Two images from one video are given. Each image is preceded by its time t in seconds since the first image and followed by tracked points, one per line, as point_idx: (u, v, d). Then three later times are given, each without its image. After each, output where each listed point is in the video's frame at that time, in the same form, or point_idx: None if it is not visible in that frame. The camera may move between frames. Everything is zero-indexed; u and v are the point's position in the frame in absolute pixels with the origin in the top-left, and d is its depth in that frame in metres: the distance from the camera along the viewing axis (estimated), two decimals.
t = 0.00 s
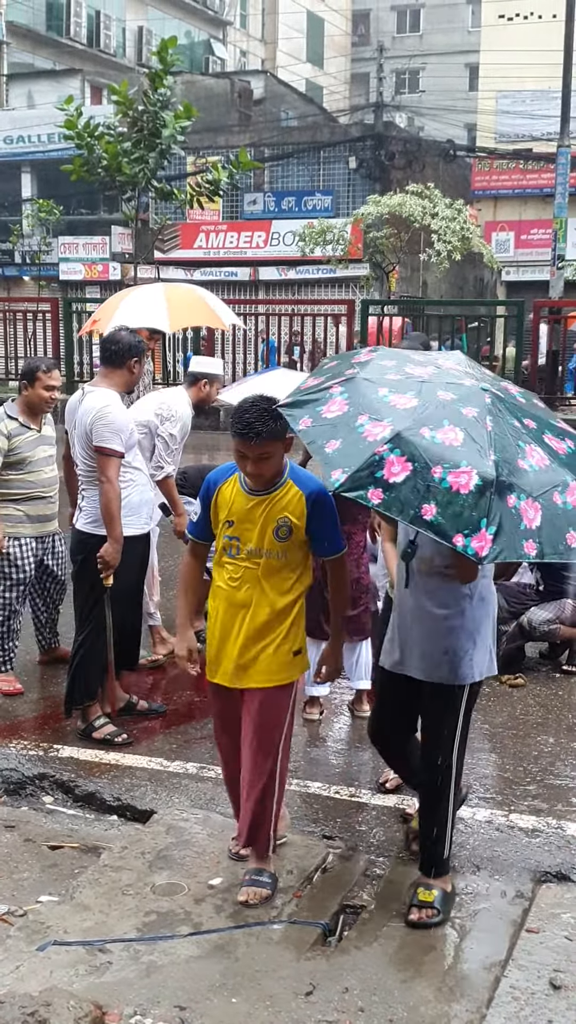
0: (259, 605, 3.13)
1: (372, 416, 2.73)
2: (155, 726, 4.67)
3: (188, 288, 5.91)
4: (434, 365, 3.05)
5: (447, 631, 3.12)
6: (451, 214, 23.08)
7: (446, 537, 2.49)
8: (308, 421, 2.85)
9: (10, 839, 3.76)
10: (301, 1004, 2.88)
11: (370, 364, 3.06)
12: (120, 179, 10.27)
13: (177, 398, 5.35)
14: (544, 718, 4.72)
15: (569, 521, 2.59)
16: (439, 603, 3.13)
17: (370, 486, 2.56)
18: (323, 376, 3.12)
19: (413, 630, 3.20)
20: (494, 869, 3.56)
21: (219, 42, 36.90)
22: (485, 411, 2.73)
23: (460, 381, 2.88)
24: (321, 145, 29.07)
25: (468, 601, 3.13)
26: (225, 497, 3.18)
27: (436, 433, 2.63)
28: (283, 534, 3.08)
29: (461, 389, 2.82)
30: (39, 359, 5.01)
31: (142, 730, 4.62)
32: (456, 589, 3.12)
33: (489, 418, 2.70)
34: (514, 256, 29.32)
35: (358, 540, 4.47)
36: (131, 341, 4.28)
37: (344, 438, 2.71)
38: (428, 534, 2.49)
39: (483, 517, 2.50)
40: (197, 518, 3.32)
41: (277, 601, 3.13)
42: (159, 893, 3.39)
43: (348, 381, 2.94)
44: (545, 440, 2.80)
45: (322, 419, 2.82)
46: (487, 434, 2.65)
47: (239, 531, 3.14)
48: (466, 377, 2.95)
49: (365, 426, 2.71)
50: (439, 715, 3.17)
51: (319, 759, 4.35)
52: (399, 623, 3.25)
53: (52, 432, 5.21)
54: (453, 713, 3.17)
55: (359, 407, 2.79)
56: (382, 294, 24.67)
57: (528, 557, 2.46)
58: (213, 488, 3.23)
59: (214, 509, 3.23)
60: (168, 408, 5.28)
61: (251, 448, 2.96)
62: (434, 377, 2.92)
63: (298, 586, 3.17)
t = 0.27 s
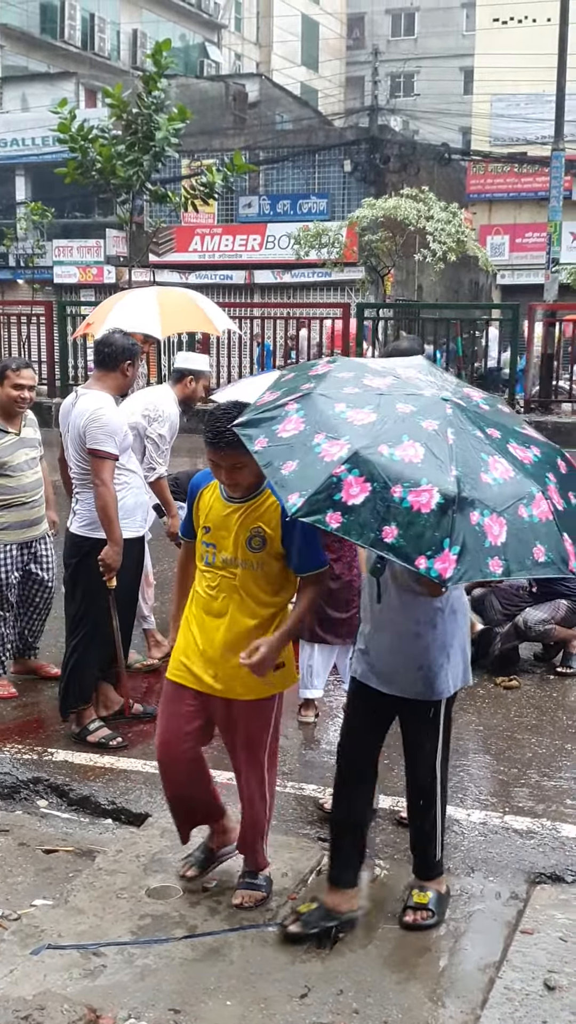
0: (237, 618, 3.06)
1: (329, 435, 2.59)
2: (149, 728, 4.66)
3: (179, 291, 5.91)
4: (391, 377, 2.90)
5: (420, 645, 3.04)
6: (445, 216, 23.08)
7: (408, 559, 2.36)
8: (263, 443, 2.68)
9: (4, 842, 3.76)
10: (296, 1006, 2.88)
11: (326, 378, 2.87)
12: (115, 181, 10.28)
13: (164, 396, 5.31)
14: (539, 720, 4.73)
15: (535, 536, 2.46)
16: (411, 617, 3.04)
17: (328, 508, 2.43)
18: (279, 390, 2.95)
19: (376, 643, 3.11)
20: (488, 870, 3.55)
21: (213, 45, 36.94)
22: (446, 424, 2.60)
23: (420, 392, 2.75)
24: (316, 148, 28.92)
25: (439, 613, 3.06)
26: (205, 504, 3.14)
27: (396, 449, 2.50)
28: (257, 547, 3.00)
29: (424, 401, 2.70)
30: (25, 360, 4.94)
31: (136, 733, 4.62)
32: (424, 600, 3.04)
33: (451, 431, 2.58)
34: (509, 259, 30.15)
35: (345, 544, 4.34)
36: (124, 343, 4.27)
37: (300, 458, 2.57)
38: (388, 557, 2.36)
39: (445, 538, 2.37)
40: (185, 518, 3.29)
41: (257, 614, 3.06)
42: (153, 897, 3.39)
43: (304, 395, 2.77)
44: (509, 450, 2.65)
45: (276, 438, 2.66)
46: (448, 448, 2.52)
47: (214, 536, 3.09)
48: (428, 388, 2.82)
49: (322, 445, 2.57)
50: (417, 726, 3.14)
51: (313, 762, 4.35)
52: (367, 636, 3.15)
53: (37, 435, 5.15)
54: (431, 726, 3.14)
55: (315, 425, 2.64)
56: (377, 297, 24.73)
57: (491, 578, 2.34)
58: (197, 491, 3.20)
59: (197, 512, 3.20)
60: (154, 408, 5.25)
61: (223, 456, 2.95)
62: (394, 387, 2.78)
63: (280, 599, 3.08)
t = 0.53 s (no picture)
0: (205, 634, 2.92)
1: (260, 449, 2.43)
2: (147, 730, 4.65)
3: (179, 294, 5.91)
4: (329, 383, 2.74)
5: (379, 664, 2.86)
6: (443, 218, 22.92)
7: (342, 582, 2.26)
8: (191, 458, 2.52)
9: (1, 846, 3.75)
10: (293, 1008, 2.87)
11: (258, 386, 2.69)
12: (111, 184, 10.11)
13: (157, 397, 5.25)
14: (536, 720, 4.73)
15: (473, 553, 2.34)
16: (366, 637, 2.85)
17: (259, 530, 2.30)
18: (213, 400, 2.77)
19: (327, 663, 2.90)
20: (485, 872, 3.54)
21: (210, 48, 36.92)
22: (382, 436, 2.47)
23: (358, 403, 2.61)
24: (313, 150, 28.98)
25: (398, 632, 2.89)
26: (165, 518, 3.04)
27: (330, 464, 2.37)
28: (217, 553, 2.88)
29: (361, 411, 2.55)
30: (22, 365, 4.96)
31: (132, 736, 4.61)
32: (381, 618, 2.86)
33: (389, 445, 2.45)
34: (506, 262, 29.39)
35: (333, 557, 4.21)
36: (119, 346, 4.26)
37: (230, 476, 2.42)
38: (322, 580, 2.26)
39: (381, 558, 2.26)
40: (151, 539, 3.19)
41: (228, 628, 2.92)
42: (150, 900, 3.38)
43: (237, 404, 2.60)
44: (446, 461, 2.50)
45: (205, 454, 2.51)
46: (384, 464, 2.39)
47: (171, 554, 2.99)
48: (365, 397, 2.68)
49: (254, 461, 2.42)
50: (387, 747, 2.97)
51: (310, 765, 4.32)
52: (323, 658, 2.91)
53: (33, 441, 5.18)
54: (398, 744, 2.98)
55: (246, 439, 2.48)
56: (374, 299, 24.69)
57: (429, 599, 2.23)
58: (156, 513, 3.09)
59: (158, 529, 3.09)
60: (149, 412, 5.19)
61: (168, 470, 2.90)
62: (329, 397, 2.64)
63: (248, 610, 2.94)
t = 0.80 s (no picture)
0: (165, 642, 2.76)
1: (180, 447, 2.45)
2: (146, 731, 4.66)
3: (179, 294, 5.93)
4: (260, 378, 2.73)
5: (328, 664, 2.77)
6: (441, 218, 22.75)
7: (263, 580, 2.23)
8: (112, 454, 2.54)
9: (0, 846, 3.75)
10: (291, 1009, 2.87)
11: (184, 385, 2.69)
12: (108, 185, 10.04)
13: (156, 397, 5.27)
14: (536, 722, 4.71)
15: (402, 550, 2.34)
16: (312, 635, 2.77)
17: (177, 528, 2.31)
18: (138, 397, 2.78)
19: (282, 671, 2.80)
20: (483, 872, 3.54)
21: (207, 49, 36.86)
22: (308, 432, 2.46)
23: (286, 398, 2.61)
24: (311, 150, 28.95)
25: (346, 630, 2.80)
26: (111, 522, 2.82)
27: (252, 460, 2.36)
28: (171, 557, 2.71)
29: (287, 408, 2.55)
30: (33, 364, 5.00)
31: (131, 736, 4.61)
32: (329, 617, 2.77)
33: (315, 440, 2.44)
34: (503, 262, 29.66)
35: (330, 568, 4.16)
36: (117, 346, 4.21)
37: (149, 473, 2.44)
38: (242, 579, 2.23)
39: (303, 555, 2.24)
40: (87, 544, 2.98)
41: (187, 635, 2.77)
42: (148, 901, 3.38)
43: (160, 401, 2.62)
44: (377, 459, 2.50)
45: (126, 450, 2.52)
46: (309, 460, 2.38)
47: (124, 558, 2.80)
48: (296, 393, 2.67)
49: (174, 458, 2.43)
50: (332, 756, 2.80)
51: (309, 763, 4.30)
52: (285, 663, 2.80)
53: (40, 443, 5.21)
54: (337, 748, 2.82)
55: (167, 436, 2.49)
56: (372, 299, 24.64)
57: (355, 595, 2.21)
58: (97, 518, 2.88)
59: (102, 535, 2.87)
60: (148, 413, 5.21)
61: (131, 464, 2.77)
62: (258, 392, 2.63)
63: (206, 616, 2.79)
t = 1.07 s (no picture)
0: (132, 642, 2.65)
1: (143, 446, 2.36)
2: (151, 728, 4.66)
3: (180, 292, 5.92)
4: (231, 378, 2.65)
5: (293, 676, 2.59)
6: (439, 216, 22.77)
7: (222, 594, 2.14)
8: (72, 451, 2.46)
9: None
10: (290, 1006, 2.87)
11: (151, 382, 2.60)
12: (107, 184, 10.02)
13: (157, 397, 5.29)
14: (537, 720, 4.70)
15: (368, 568, 2.23)
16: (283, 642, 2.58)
17: (135, 532, 2.22)
18: (101, 391, 2.69)
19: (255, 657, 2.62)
20: (484, 870, 3.54)
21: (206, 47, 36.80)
22: (278, 437, 2.36)
23: (257, 398, 2.52)
24: (310, 148, 28.93)
25: (315, 637, 2.60)
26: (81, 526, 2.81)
27: (216, 465, 2.27)
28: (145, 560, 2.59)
29: (257, 410, 2.46)
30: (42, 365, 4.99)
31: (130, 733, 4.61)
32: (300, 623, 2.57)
33: (285, 446, 2.34)
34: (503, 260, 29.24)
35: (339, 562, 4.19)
36: (116, 344, 4.26)
37: (109, 471, 2.35)
38: (201, 592, 2.14)
39: (265, 569, 2.14)
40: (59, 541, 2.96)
41: (152, 635, 2.65)
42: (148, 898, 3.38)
43: (123, 399, 2.54)
44: (348, 468, 2.40)
45: (87, 447, 2.44)
46: (278, 467, 2.28)
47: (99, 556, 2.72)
48: (266, 393, 2.58)
49: (136, 457, 2.35)
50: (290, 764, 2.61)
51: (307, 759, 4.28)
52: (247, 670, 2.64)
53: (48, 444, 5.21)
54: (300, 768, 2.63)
55: (130, 434, 2.41)
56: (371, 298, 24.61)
57: (315, 615, 2.11)
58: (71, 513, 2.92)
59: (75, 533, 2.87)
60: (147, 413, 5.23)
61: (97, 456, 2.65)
62: (226, 393, 2.55)
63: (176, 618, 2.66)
